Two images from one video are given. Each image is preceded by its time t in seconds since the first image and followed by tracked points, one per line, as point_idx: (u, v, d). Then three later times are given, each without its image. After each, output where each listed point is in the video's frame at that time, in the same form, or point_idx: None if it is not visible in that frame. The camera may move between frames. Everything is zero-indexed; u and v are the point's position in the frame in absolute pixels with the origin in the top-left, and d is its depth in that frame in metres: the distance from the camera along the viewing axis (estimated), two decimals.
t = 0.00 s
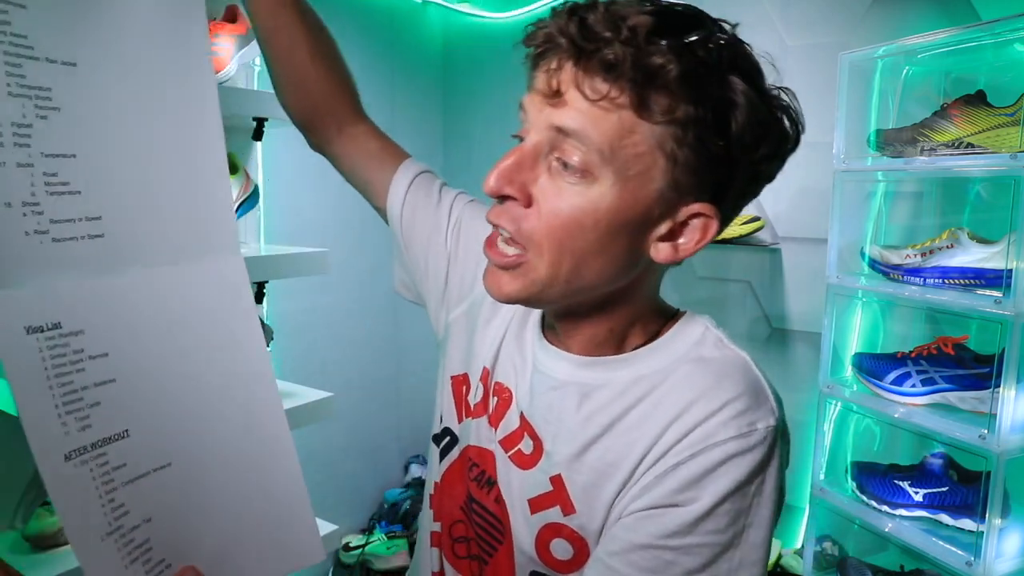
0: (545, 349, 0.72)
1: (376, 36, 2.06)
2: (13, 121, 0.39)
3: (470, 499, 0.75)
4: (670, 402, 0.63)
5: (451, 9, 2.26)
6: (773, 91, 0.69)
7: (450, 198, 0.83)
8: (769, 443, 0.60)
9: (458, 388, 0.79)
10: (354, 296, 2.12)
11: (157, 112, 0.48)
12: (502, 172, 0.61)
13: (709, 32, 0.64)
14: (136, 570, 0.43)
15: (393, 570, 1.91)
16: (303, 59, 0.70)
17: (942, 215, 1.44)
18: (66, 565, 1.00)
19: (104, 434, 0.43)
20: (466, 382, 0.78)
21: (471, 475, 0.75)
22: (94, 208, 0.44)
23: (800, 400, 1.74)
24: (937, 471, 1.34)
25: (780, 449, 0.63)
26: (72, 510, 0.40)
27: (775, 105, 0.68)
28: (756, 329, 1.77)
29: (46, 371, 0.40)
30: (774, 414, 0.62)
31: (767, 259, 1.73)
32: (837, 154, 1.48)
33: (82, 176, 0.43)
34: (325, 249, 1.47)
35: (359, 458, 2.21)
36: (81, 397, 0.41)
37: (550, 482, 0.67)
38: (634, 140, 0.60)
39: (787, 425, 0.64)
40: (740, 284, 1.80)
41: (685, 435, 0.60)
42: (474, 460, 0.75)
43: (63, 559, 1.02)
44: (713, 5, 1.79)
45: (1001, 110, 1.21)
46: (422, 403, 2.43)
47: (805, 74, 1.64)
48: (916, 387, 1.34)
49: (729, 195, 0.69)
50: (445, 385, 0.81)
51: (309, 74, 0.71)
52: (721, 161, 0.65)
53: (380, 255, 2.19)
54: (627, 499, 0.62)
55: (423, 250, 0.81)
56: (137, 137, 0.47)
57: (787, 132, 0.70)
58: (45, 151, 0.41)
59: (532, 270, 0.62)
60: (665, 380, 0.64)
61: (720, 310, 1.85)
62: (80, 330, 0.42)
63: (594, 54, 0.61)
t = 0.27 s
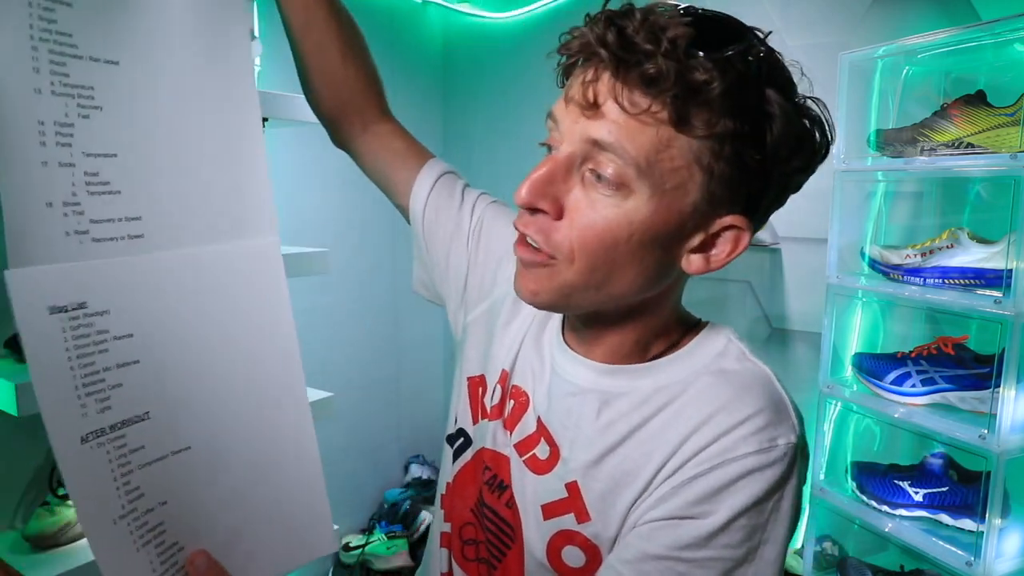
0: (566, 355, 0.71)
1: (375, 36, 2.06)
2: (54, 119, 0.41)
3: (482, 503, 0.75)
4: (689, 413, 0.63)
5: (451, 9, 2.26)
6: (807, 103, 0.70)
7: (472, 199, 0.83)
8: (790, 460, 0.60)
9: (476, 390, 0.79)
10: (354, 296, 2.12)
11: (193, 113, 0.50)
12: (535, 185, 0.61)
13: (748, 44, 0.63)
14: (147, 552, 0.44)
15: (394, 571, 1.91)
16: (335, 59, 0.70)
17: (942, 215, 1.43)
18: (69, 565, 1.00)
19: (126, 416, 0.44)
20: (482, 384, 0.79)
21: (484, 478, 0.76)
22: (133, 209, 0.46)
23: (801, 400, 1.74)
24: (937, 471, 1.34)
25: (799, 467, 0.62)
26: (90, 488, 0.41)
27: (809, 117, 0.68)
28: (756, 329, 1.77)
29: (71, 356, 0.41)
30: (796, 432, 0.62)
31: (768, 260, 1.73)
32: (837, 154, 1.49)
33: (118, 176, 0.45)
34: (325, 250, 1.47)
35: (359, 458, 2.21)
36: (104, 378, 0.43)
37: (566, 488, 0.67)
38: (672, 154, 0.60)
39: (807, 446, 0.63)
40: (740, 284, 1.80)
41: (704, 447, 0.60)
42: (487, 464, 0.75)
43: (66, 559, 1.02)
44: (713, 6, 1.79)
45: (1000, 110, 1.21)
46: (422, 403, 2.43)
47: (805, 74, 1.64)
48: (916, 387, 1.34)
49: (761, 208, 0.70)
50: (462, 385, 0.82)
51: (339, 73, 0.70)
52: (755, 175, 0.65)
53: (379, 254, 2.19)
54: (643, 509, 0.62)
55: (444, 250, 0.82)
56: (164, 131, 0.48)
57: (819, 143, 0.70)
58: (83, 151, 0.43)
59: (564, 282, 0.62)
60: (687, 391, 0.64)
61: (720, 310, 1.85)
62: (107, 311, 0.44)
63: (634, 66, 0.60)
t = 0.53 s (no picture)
0: (573, 356, 0.72)
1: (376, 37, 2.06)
2: (69, 127, 0.41)
3: (488, 501, 0.75)
4: (693, 413, 0.63)
5: (451, 9, 2.26)
6: (787, 97, 0.70)
7: (491, 201, 0.83)
8: (793, 462, 0.60)
9: (487, 387, 0.80)
10: (354, 296, 2.12)
11: (206, 103, 0.48)
12: (517, 195, 0.61)
13: (722, 40, 0.63)
14: (156, 549, 0.44)
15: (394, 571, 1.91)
16: (363, 61, 0.70)
17: (942, 215, 1.43)
18: (68, 565, 0.99)
19: (125, 417, 0.43)
20: (493, 383, 0.80)
21: (491, 476, 0.76)
22: (142, 214, 0.46)
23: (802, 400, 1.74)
24: (937, 471, 1.34)
25: (804, 470, 0.62)
26: (88, 490, 0.40)
27: (790, 109, 0.68)
28: (757, 329, 1.77)
29: (65, 362, 0.40)
30: (801, 435, 0.61)
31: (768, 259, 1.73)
32: (837, 154, 1.48)
33: (131, 183, 0.45)
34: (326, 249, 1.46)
35: (359, 458, 2.20)
36: (101, 382, 0.42)
37: (570, 486, 0.67)
38: (652, 153, 0.60)
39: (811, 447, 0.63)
40: (740, 284, 1.80)
41: (707, 447, 0.60)
42: (495, 462, 0.76)
43: (66, 559, 1.02)
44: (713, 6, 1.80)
45: (1000, 110, 1.21)
46: (421, 404, 2.43)
47: (805, 74, 1.64)
48: (916, 388, 1.34)
49: (747, 204, 0.69)
50: (473, 385, 0.82)
51: (365, 78, 0.71)
52: (739, 171, 0.65)
53: (379, 254, 2.19)
54: (647, 508, 0.62)
55: (461, 252, 0.82)
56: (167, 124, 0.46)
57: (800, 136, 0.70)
58: (97, 157, 0.43)
59: (551, 290, 0.62)
60: (691, 391, 0.64)
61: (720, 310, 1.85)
62: (98, 316, 0.41)
63: (608, 70, 0.61)
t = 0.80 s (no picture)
0: (568, 352, 0.72)
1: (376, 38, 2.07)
2: (74, 122, 0.39)
3: (485, 498, 0.75)
4: (686, 410, 0.63)
5: (451, 10, 2.26)
6: (787, 95, 0.70)
7: (488, 200, 0.83)
8: (785, 457, 0.60)
9: (485, 384, 0.80)
10: (354, 296, 2.12)
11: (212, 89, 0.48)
12: (518, 176, 0.61)
13: (724, 34, 0.63)
14: (164, 534, 0.43)
15: (393, 571, 1.91)
16: (360, 58, 0.70)
17: (942, 215, 1.43)
18: (67, 565, 0.99)
19: (140, 403, 0.42)
20: (490, 381, 0.79)
21: (487, 474, 0.76)
22: (148, 210, 0.44)
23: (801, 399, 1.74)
24: (937, 471, 1.34)
25: (797, 466, 0.62)
26: (101, 475, 0.40)
27: (790, 108, 0.68)
28: (756, 329, 1.77)
29: (85, 347, 0.39)
30: (791, 430, 0.61)
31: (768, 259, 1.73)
32: (837, 154, 1.48)
33: (137, 179, 0.43)
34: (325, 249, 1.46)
35: (359, 458, 2.21)
36: (119, 367, 0.41)
37: (565, 484, 0.67)
38: (651, 141, 0.60)
39: (803, 442, 0.63)
40: (740, 284, 1.80)
41: (700, 444, 0.60)
42: (491, 460, 0.76)
43: (65, 559, 1.02)
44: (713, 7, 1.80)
45: (1000, 110, 1.21)
46: (421, 404, 2.43)
47: (805, 74, 1.64)
48: (916, 388, 1.34)
49: (745, 199, 0.69)
50: (471, 383, 0.82)
51: (361, 75, 0.71)
52: (738, 164, 0.65)
53: (380, 254, 2.19)
54: (640, 505, 0.62)
55: (457, 250, 0.82)
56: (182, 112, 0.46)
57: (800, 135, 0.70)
58: (101, 153, 0.41)
59: (548, 273, 0.62)
60: (686, 388, 0.64)
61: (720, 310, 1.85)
62: (120, 303, 0.41)
63: (612, 57, 0.61)
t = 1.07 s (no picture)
0: (564, 354, 0.72)
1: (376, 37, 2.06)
2: (75, 131, 0.39)
3: (485, 500, 0.75)
4: (685, 410, 0.62)
5: (451, 9, 2.26)
6: (773, 86, 0.70)
7: (486, 201, 0.83)
8: (784, 457, 0.59)
9: (484, 386, 0.80)
10: (354, 296, 2.12)
11: (213, 94, 0.48)
12: (508, 189, 0.61)
13: (706, 32, 0.63)
14: (164, 543, 0.43)
15: (393, 571, 1.91)
16: (357, 61, 0.70)
17: (942, 215, 1.43)
18: (66, 565, 0.99)
19: (142, 412, 0.42)
20: (490, 383, 0.79)
21: (487, 476, 0.76)
22: (154, 217, 0.44)
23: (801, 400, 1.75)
24: (937, 471, 1.34)
25: (795, 465, 0.62)
26: (103, 485, 0.40)
27: (777, 100, 0.68)
28: (757, 329, 1.77)
29: (85, 359, 0.39)
30: (790, 429, 0.61)
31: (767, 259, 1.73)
32: (837, 154, 1.49)
33: (141, 187, 0.43)
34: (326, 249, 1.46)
35: (359, 458, 2.20)
36: (120, 377, 0.41)
37: (564, 486, 0.67)
38: (641, 145, 0.60)
39: (802, 441, 0.62)
40: (740, 284, 1.80)
41: (698, 445, 0.60)
42: (491, 462, 0.76)
43: (65, 559, 1.02)
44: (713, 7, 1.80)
45: (1001, 110, 1.21)
46: (421, 403, 2.43)
47: (805, 74, 1.64)
48: (916, 388, 1.34)
49: (737, 194, 0.69)
50: (470, 384, 0.82)
51: (359, 76, 0.71)
52: (728, 162, 0.65)
53: (380, 254, 2.19)
54: (640, 506, 0.62)
55: (456, 252, 0.82)
56: (184, 119, 0.46)
57: (789, 125, 0.70)
58: (104, 162, 0.41)
59: (545, 284, 0.62)
60: (685, 388, 0.64)
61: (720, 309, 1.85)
62: (121, 312, 0.41)
63: (595, 64, 0.61)
